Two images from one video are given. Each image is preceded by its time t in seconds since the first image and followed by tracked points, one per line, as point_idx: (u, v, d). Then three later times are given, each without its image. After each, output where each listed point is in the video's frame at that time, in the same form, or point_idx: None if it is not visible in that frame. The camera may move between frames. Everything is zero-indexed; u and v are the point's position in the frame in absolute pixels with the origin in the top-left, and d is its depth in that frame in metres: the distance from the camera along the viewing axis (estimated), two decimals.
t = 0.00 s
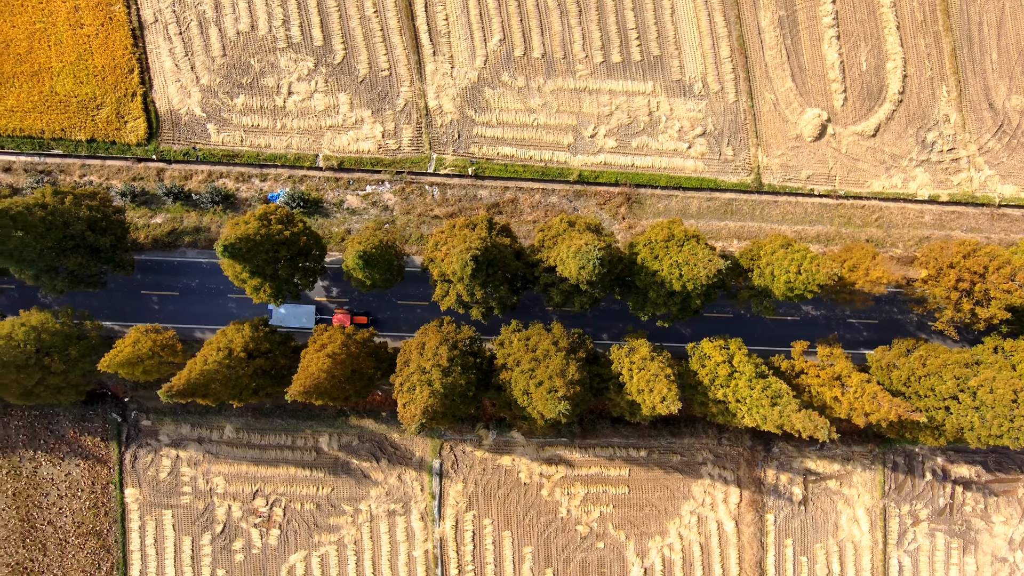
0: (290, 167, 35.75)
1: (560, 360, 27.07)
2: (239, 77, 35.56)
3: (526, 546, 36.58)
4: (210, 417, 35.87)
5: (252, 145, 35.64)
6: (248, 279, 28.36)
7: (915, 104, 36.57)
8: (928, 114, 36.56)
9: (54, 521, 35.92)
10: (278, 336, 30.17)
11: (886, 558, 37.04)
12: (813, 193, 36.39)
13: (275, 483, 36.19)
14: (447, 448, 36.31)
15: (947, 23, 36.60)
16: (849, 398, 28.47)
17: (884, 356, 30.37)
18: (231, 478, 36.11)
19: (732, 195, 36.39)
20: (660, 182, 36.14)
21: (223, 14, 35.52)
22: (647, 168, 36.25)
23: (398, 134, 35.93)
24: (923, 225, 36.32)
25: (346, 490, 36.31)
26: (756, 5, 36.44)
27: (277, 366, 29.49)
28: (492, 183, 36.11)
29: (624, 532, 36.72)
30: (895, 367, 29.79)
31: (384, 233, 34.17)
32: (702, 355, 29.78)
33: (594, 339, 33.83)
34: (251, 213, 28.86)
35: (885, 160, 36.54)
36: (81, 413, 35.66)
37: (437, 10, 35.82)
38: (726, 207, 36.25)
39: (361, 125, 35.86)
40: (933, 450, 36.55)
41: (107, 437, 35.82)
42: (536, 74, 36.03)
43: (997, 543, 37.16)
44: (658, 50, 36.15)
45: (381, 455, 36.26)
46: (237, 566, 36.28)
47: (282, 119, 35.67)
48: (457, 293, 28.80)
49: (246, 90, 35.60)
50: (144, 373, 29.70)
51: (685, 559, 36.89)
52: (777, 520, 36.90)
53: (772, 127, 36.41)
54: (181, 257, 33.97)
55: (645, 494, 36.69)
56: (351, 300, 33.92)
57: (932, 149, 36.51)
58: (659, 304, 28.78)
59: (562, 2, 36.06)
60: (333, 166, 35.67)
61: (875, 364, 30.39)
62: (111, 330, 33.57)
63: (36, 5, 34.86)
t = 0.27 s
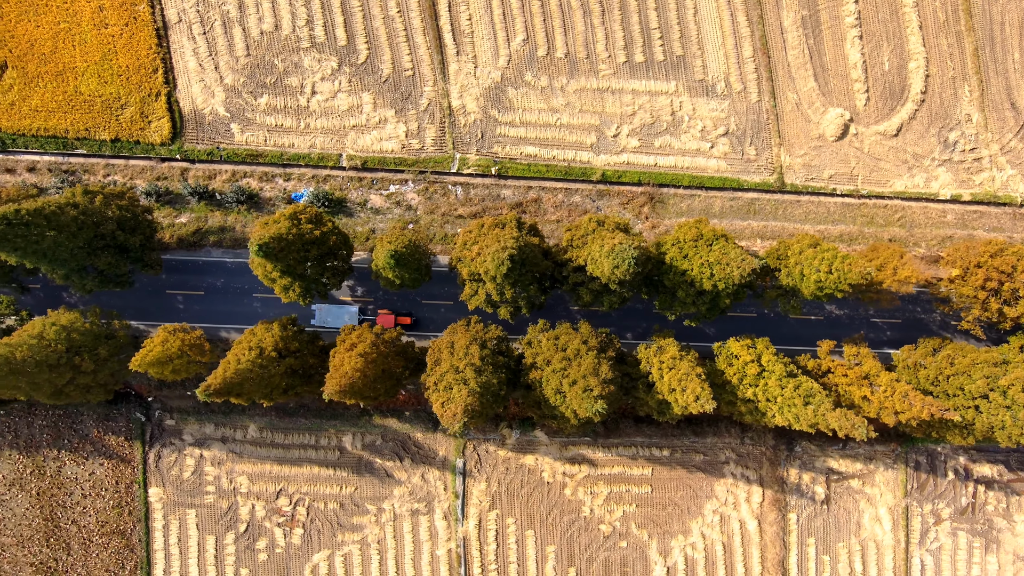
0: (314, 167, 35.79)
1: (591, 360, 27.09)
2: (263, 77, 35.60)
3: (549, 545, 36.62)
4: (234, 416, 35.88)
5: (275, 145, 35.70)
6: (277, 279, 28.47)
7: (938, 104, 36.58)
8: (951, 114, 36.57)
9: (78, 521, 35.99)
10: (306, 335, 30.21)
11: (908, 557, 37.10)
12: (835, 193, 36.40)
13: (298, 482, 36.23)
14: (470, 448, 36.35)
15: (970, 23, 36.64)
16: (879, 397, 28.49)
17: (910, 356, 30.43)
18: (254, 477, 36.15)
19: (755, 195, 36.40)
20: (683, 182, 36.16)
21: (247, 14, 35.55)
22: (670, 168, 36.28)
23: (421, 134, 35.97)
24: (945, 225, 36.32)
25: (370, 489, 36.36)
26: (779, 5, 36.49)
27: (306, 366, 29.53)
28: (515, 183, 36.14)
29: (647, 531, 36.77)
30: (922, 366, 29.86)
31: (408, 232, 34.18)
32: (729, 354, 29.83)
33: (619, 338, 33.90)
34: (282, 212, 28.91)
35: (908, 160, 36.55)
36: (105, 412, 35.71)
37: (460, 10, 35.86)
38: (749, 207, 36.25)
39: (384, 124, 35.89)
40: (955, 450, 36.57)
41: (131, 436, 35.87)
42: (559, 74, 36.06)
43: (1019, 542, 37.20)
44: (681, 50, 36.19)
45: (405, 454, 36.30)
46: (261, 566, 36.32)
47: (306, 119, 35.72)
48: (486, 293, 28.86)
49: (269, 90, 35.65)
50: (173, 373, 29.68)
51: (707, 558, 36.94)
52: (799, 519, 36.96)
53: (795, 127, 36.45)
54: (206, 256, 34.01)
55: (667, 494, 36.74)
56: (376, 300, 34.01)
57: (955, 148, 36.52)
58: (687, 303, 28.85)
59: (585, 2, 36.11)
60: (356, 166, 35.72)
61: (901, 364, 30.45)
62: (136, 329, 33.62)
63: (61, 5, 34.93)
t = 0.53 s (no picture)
0: (337, 167, 35.85)
1: (622, 359, 27.15)
2: (287, 77, 35.65)
3: (573, 544, 36.66)
4: (258, 415, 35.89)
5: (299, 145, 35.74)
6: (307, 279, 28.54)
7: (960, 104, 36.58)
8: (973, 113, 36.58)
9: (102, 520, 36.02)
10: (334, 335, 30.24)
11: (931, 556, 37.14)
12: (858, 192, 36.41)
13: (322, 481, 36.26)
14: (494, 447, 36.40)
15: (992, 22, 36.68)
16: (908, 396, 28.50)
17: (937, 356, 30.44)
18: (278, 476, 36.18)
19: (778, 194, 36.41)
20: (706, 182, 36.19)
21: (271, 13, 35.60)
22: (693, 167, 36.29)
23: (445, 134, 36.00)
24: (968, 225, 36.30)
25: (393, 489, 36.39)
26: (802, 5, 36.54)
27: (335, 365, 29.58)
28: (538, 182, 36.18)
29: (670, 531, 36.80)
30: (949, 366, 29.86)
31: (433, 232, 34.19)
32: (756, 353, 29.83)
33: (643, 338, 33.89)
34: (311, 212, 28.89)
35: (930, 160, 36.54)
36: (129, 411, 35.74)
37: (484, 10, 35.92)
38: (772, 207, 36.24)
39: (408, 124, 35.92)
40: (978, 449, 36.59)
41: (155, 436, 35.90)
42: (582, 74, 36.10)
43: None
44: (704, 50, 36.22)
45: (428, 453, 36.35)
46: (284, 565, 36.34)
47: (329, 118, 35.76)
48: (514, 292, 28.89)
49: (293, 90, 35.69)
50: (202, 373, 29.94)
51: (730, 558, 36.98)
52: (822, 518, 36.99)
53: (817, 126, 36.48)
54: (231, 256, 34.06)
55: (690, 493, 36.77)
56: (401, 299, 34.05)
57: (977, 148, 36.51)
58: (716, 302, 28.89)
59: (608, 2, 36.14)
60: (380, 166, 35.77)
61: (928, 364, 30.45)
62: (162, 329, 33.67)
63: (86, 5, 35.00)
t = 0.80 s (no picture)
0: (361, 167, 35.90)
1: (654, 359, 27.19)
2: (311, 77, 35.68)
3: (596, 543, 36.71)
4: (281, 415, 35.92)
5: (323, 145, 35.77)
6: (336, 279, 28.59)
7: (983, 104, 36.59)
8: (996, 113, 36.59)
9: (126, 520, 36.05)
10: (362, 334, 30.26)
11: (953, 555, 37.19)
12: (881, 193, 36.45)
13: (345, 481, 36.30)
14: (517, 447, 36.44)
15: (1014, 23, 36.71)
16: (937, 396, 28.58)
17: (963, 355, 30.38)
18: (301, 476, 36.21)
19: (801, 194, 36.44)
20: (729, 182, 36.22)
21: (295, 13, 35.64)
22: (716, 167, 36.33)
23: (468, 134, 36.03)
24: (991, 225, 36.30)
25: (416, 488, 36.43)
26: (825, 5, 36.59)
27: (364, 364, 29.63)
28: (562, 182, 36.22)
29: (693, 530, 36.85)
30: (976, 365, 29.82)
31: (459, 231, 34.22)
32: (783, 353, 29.88)
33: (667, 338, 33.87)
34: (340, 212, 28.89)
35: (953, 160, 36.53)
36: (152, 411, 35.78)
37: (507, 10, 35.96)
38: (796, 207, 36.27)
39: (431, 124, 35.95)
40: (1000, 448, 36.63)
41: (179, 436, 35.94)
42: (606, 74, 36.14)
43: None
44: (727, 50, 36.25)
45: (452, 453, 36.39)
46: (308, 565, 36.37)
47: (353, 118, 35.78)
48: (543, 292, 28.91)
49: (317, 89, 35.72)
50: (230, 372, 30.00)
51: (753, 557, 37.03)
52: (844, 518, 37.05)
53: (840, 126, 36.51)
54: (257, 255, 34.08)
55: (713, 493, 36.82)
56: (426, 299, 34.15)
57: (1000, 148, 36.50)
58: (745, 302, 28.95)
59: (632, 2, 36.18)
60: (404, 166, 35.81)
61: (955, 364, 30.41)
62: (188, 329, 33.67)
63: (110, 5, 35.04)
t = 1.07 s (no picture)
0: (385, 167, 35.93)
1: (686, 359, 27.20)
2: (335, 77, 35.73)
3: (619, 543, 36.74)
4: (305, 415, 35.94)
5: (347, 145, 35.80)
6: (367, 278, 28.64)
7: (1006, 104, 36.55)
8: (1019, 113, 36.54)
9: (150, 519, 36.06)
10: (390, 334, 30.28)
11: (975, 555, 37.19)
12: (904, 192, 36.43)
13: (369, 481, 36.32)
14: (540, 447, 36.48)
15: None
16: (966, 395, 28.63)
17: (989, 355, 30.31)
18: (325, 476, 36.23)
19: (823, 194, 36.46)
20: (752, 182, 36.24)
21: (319, 14, 35.71)
22: (739, 167, 36.35)
23: (492, 134, 36.05)
24: (1014, 224, 36.22)
25: (440, 488, 36.47)
26: (848, 5, 36.63)
27: (393, 364, 29.69)
28: (585, 182, 36.25)
29: (715, 530, 36.87)
30: (1004, 364, 29.73)
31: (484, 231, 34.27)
32: (810, 353, 29.97)
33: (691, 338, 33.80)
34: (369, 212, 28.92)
35: (976, 160, 36.48)
36: (177, 411, 35.82)
37: (531, 10, 36.01)
38: (819, 207, 36.31)
39: (455, 124, 35.97)
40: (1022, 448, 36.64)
41: (203, 435, 35.97)
42: (629, 74, 36.17)
43: None
44: (751, 50, 36.28)
45: (475, 453, 36.42)
46: (331, 565, 36.39)
47: (377, 118, 35.82)
48: (572, 292, 28.90)
49: (341, 90, 35.78)
50: (259, 371, 30.00)
51: (775, 557, 37.05)
52: (867, 517, 37.08)
53: (863, 126, 36.52)
54: (282, 255, 34.11)
55: (736, 492, 36.85)
56: (451, 299, 34.23)
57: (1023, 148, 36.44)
58: (773, 302, 28.99)
59: (655, 2, 36.22)
60: (427, 166, 35.84)
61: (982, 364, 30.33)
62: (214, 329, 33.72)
63: (135, 5, 35.08)
